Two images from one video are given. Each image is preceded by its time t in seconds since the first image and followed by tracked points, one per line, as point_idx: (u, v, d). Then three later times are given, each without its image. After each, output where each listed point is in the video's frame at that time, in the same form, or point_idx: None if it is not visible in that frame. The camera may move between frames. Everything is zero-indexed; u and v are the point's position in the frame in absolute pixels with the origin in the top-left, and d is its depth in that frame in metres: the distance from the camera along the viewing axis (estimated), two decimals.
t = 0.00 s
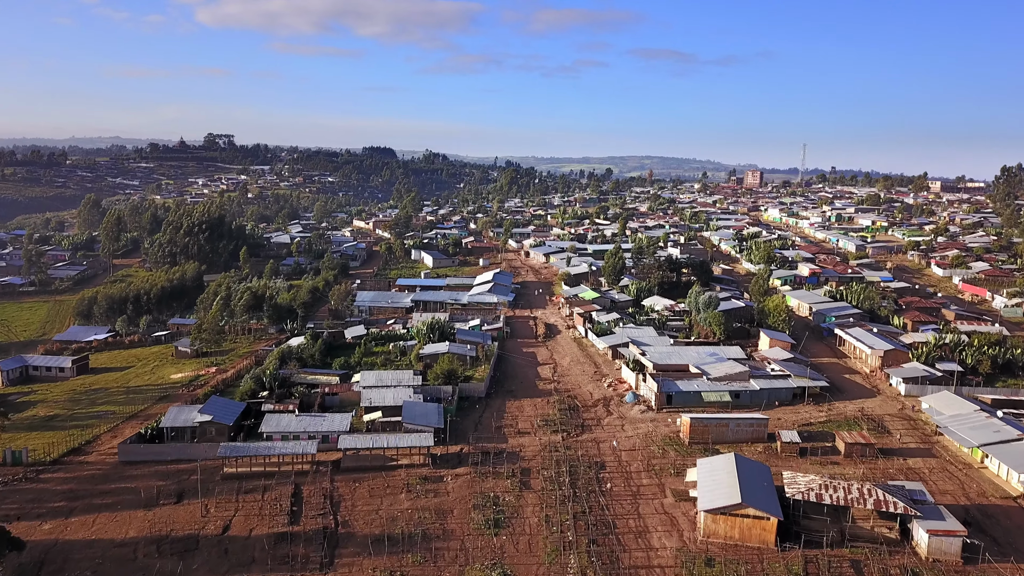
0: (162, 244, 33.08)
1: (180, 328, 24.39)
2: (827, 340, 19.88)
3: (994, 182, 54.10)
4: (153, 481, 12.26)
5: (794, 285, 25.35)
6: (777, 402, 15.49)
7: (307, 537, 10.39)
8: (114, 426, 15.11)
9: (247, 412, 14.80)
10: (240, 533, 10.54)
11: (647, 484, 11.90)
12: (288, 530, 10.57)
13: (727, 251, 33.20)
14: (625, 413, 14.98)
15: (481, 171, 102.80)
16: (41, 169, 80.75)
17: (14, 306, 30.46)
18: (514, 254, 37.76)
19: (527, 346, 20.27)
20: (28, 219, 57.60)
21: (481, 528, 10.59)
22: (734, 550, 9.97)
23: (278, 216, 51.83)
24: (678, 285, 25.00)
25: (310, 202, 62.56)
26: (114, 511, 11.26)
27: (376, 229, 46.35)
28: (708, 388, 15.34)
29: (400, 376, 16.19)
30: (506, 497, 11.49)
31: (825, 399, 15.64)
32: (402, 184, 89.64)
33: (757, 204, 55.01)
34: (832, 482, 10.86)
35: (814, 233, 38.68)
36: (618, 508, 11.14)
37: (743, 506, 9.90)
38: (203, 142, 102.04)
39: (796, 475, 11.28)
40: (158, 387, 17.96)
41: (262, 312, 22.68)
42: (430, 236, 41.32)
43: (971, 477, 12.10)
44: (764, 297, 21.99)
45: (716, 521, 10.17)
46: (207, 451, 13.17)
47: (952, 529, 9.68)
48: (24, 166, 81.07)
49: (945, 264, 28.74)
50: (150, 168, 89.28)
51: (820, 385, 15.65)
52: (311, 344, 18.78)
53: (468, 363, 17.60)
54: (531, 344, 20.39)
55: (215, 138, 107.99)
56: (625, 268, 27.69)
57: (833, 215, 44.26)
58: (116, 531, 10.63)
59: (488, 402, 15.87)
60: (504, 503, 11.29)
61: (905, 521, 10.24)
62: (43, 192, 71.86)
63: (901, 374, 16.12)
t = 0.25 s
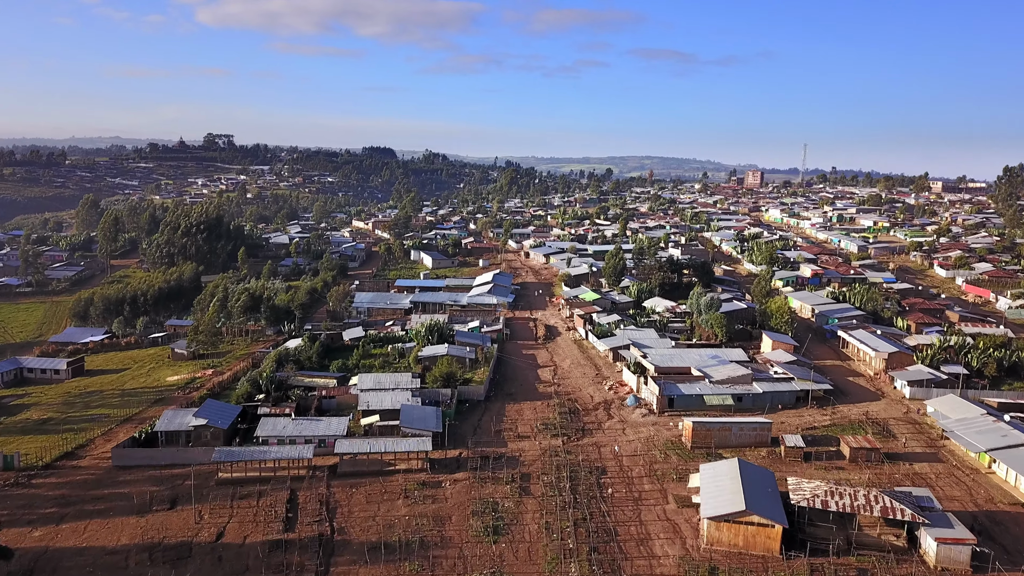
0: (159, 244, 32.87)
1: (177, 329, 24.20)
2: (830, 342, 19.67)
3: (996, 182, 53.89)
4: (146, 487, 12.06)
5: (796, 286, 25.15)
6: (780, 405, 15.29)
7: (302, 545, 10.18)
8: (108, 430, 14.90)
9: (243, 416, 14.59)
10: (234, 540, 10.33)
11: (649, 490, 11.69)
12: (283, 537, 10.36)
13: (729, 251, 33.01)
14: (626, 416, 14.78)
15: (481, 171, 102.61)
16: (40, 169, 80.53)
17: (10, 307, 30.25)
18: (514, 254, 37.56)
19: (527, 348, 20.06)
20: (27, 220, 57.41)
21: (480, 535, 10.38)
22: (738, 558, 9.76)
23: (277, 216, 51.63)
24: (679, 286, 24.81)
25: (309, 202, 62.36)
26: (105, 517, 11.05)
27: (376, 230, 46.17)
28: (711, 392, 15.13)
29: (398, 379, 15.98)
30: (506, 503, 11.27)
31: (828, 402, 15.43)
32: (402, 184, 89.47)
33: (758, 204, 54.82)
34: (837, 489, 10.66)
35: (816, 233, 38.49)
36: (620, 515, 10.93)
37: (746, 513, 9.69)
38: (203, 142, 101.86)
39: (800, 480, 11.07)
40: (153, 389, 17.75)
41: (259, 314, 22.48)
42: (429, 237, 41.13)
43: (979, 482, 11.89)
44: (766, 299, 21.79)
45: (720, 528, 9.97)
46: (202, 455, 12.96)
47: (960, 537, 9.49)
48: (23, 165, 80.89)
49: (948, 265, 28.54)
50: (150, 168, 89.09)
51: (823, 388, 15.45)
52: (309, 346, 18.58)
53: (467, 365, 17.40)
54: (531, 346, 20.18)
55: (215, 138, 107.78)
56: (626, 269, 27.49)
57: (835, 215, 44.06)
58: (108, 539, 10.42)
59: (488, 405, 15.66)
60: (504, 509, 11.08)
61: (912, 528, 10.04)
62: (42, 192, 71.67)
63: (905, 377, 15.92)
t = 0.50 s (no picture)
0: (156, 245, 32.57)
1: (173, 331, 23.92)
2: (834, 345, 19.41)
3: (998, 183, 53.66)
4: (138, 494, 11.78)
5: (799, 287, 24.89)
6: (785, 410, 15.01)
7: (296, 556, 9.90)
8: (100, 435, 14.62)
9: (237, 420, 14.31)
10: (226, 551, 10.05)
11: (651, 498, 11.42)
12: (276, 548, 10.10)
13: (730, 252, 32.74)
14: (628, 421, 14.51)
15: (480, 171, 102.34)
16: (38, 168, 80.18)
17: (5, 309, 29.95)
18: (514, 255, 37.30)
19: (527, 351, 19.79)
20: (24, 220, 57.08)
21: (478, 546, 10.11)
22: (744, 570, 9.50)
23: (275, 217, 51.36)
24: (681, 287, 24.53)
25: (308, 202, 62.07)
26: (94, 527, 10.77)
27: (375, 230, 45.89)
28: (714, 396, 14.85)
29: (396, 383, 15.70)
30: (505, 512, 11.00)
31: (834, 406, 15.16)
32: (401, 185, 89.21)
33: (759, 205, 54.58)
34: (846, 498, 10.38)
35: (817, 234, 38.23)
36: (622, 524, 10.65)
37: (753, 523, 9.41)
38: (202, 143, 101.55)
39: (807, 489, 10.79)
40: (147, 393, 17.47)
41: (256, 315, 22.20)
42: (428, 237, 40.86)
43: (989, 490, 11.62)
44: (769, 301, 21.53)
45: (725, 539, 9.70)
46: (195, 462, 12.69)
47: (973, 549, 9.22)
48: (21, 165, 80.55)
49: (952, 266, 28.28)
50: (149, 168, 88.79)
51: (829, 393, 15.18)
52: (305, 349, 18.31)
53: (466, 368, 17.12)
54: (531, 349, 19.90)
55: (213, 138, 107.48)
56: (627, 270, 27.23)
57: (837, 216, 43.79)
58: (96, 549, 10.14)
59: (487, 409, 15.39)
60: (503, 519, 10.81)
61: (923, 539, 9.77)
62: (40, 192, 71.34)
63: (912, 381, 15.65)
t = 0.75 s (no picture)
0: (153, 245, 32.32)
1: (170, 333, 23.69)
2: (838, 347, 19.17)
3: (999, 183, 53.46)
4: (130, 501, 11.55)
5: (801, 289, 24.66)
6: (788, 414, 14.77)
7: (290, 566, 9.66)
8: (93, 439, 14.38)
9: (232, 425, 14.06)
10: (218, 561, 9.81)
11: (654, 505, 11.18)
12: (269, 557, 9.85)
13: (732, 253, 32.52)
14: (630, 426, 14.28)
15: (480, 171, 102.15)
16: (37, 168, 79.91)
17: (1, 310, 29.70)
18: (514, 256, 37.08)
19: (527, 353, 19.55)
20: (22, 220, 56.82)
21: (477, 555, 9.86)
22: None
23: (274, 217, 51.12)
24: (682, 288, 24.30)
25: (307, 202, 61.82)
26: (84, 535, 10.54)
27: (374, 231, 45.67)
28: (717, 400, 14.61)
29: (394, 386, 15.46)
30: (504, 520, 10.75)
31: (839, 410, 14.92)
32: (401, 185, 89.03)
33: (760, 205, 54.37)
34: (853, 505, 10.14)
35: (819, 235, 38.01)
36: (624, 533, 10.40)
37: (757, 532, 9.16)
38: (201, 143, 101.30)
39: (814, 496, 10.55)
40: (141, 396, 17.23)
41: (252, 317, 21.96)
42: (428, 237, 40.64)
43: (998, 497, 11.38)
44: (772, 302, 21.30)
45: (729, 548, 9.45)
46: (189, 468, 12.45)
47: (984, 559, 8.98)
48: (20, 165, 80.29)
49: (956, 267, 28.05)
50: (148, 168, 88.56)
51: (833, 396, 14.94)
52: (302, 352, 18.07)
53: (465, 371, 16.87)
54: (531, 351, 19.67)
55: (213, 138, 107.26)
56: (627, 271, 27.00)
57: (838, 216, 43.56)
58: (85, 559, 9.90)
59: (486, 413, 15.16)
60: (502, 527, 10.56)
61: (933, 548, 9.52)
62: (38, 192, 71.08)
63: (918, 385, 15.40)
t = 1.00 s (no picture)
0: (150, 246, 32.04)
1: (166, 335, 23.41)
2: (842, 350, 18.89)
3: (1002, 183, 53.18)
4: (119, 509, 11.26)
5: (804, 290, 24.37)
6: (793, 419, 14.48)
7: None
8: (84, 445, 14.09)
9: (226, 430, 13.78)
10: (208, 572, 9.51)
11: (657, 514, 10.90)
12: (261, 569, 9.56)
13: (733, 254, 32.24)
14: (632, 431, 14.00)
15: (480, 171, 101.90)
16: (35, 168, 79.59)
17: None
18: (513, 256, 36.80)
19: (527, 356, 19.27)
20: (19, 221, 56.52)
21: (475, 567, 9.56)
22: None
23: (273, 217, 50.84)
24: (684, 290, 24.01)
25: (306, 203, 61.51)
26: (72, 544, 10.25)
27: (373, 231, 45.39)
28: (720, 405, 14.32)
29: (391, 390, 15.17)
30: (503, 529, 10.46)
31: (845, 415, 14.64)
32: (401, 185, 88.77)
33: (761, 205, 54.10)
34: (863, 515, 9.85)
35: (821, 235, 37.73)
36: (626, 543, 10.10)
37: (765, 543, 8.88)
38: (200, 143, 100.99)
39: (822, 505, 10.26)
40: (135, 400, 16.93)
41: (248, 319, 21.66)
42: (427, 238, 40.35)
43: (1010, 505, 11.09)
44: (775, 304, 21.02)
45: (736, 560, 9.16)
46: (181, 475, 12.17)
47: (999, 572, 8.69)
48: (18, 165, 79.96)
49: (960, 268, 27.76)
50: (147, 168, 88.26)
51: (839, 401, 14.65)
52: (298, 355, 17.77)
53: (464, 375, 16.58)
54: (531, 354, 19.39)
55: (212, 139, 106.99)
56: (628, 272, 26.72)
57: (840, 217, 43.28)
58: (72, 570, 9.61)
59: (485, 418, 14.87)
60: (501, 537, 10.27)
61: (945, 560, 9.23)
62: (36, 193, 70.77)
63: (925, 389, 15.12)
